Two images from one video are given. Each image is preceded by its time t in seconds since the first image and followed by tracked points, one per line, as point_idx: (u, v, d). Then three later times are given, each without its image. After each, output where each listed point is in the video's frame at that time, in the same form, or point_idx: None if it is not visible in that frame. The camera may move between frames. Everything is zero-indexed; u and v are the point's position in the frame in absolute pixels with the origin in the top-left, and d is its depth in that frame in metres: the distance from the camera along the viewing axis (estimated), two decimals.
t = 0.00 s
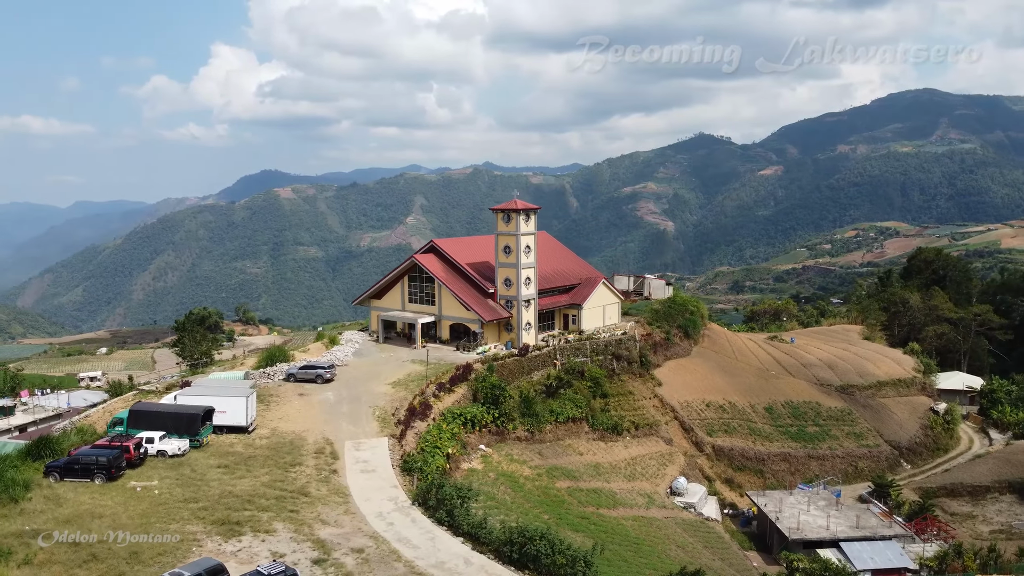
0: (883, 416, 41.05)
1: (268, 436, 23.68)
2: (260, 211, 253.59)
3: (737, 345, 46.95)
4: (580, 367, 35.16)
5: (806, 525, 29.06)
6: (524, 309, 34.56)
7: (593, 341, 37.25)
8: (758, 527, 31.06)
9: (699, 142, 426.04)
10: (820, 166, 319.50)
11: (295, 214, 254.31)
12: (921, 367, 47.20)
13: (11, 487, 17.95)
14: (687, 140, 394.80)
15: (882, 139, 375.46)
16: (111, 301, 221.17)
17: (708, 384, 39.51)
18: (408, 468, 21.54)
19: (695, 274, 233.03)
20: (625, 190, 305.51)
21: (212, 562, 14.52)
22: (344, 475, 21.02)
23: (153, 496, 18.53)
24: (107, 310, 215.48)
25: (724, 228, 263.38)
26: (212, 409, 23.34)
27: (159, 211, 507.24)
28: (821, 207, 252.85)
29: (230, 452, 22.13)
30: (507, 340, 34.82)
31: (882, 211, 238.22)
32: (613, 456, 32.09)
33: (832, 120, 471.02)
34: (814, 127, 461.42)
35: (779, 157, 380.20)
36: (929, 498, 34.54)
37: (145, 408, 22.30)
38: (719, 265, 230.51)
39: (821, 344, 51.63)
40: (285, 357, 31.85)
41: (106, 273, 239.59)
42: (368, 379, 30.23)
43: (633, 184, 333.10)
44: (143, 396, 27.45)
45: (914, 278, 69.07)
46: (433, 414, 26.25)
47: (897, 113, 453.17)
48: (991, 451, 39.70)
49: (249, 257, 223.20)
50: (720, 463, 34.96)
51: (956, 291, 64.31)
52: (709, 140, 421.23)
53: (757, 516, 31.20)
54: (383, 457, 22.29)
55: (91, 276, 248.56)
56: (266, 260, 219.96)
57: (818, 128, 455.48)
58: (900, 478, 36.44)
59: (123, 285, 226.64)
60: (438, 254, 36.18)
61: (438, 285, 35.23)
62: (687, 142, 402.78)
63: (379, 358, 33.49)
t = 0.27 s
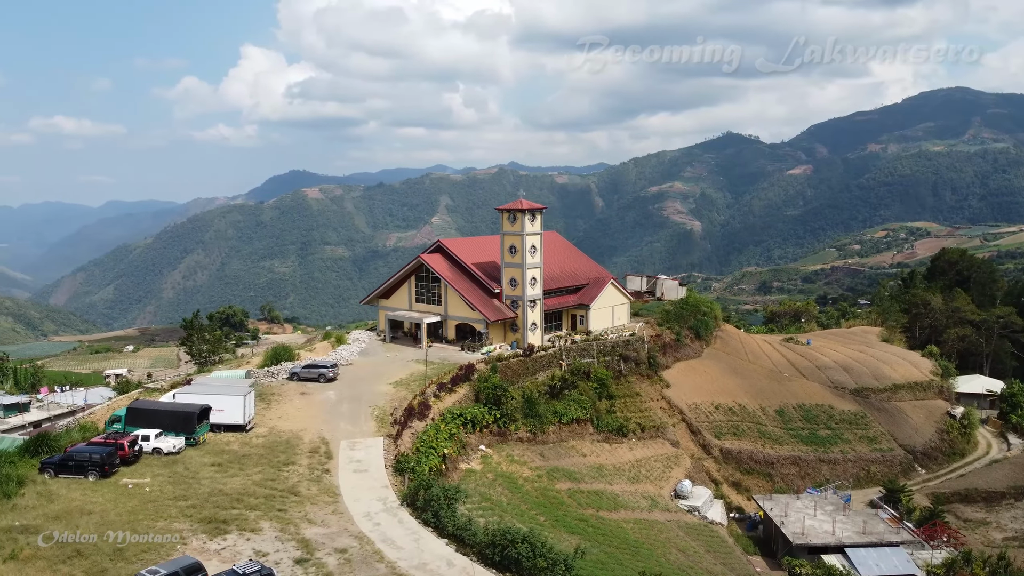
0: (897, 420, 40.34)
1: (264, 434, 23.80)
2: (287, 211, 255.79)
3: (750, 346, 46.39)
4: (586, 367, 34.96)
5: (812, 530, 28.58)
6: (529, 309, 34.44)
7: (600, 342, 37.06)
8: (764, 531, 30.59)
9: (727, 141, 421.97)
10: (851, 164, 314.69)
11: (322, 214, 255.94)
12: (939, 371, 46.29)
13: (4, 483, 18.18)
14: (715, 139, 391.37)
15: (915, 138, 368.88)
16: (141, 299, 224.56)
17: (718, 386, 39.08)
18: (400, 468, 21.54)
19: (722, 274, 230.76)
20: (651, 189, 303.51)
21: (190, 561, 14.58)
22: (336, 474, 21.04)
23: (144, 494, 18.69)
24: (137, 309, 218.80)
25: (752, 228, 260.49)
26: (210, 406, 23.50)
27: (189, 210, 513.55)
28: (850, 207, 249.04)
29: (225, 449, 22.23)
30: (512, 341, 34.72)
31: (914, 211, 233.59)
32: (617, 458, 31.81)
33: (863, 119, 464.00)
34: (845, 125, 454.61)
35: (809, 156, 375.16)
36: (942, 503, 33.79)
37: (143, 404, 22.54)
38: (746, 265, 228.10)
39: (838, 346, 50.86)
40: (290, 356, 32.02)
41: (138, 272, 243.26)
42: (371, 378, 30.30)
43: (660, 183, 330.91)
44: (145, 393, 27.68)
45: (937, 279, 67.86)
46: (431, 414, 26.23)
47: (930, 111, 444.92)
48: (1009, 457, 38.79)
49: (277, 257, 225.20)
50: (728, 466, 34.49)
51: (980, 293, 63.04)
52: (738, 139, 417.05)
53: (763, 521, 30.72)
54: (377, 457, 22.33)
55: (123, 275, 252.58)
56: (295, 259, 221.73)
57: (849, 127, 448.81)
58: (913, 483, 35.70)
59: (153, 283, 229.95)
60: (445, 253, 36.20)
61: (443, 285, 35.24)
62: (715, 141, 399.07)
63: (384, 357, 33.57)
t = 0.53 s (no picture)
0: (911, 425, 39.59)
1: (259, 433, 23.88)
2: (312, 211, 257.50)
3: (763, 348, 45.80)
4: (590, 369, 34.74)
5: (816, 536, 28.09)
6: (533, 310, 34.23)
7: (606, 343, 36.82)
8: (768, 537, 30.13)
9: (753, 140, 417.83)
10: (880, 163, 309.92)
11: (348, 214, 256.81)
12: (956, 374, 45.42)
13: None
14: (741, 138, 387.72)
15: (947, 136, 362.29)
16: (169, 298, 227.36)
17: (726, 389, 38.61)
18: (392, 469, 21.50)
19: (749, 274, 228.28)
20: (676, 189, 301.31)
21: (167, 560, 14.66)
22: (326, 475, 21.05)
23: (132, 493, 18.81)
24: (165, 308, 221.51)
25: (779, 228, 257.35)
26: (206, 406, 23.65)
27: (217, 210, 518.74)
28: (878, 207, 241.60)
29: (218, 448, 22.31)
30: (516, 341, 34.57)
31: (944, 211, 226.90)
32: (621, 461, 31.52)
33: (893, 117, 457.04)
34: (874, 124, 447.99)
35: (837, 155, 370.24)
36: (955, 510, 33.09)
37: (140, 403, 22.72)
38: (774, 266, 225.62)
39: (853, 348, 50.10)
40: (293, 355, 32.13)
41: (166, 271, 246.41)
42: (372, 378, 30.29)
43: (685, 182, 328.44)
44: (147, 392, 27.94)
45: (960, 280, 66.66)
46: (428, 415, 26.15)
47: (962, 109, 437.06)
48: None
49: (303, 257, 226.85)
50: (734, 469, 34.04)
51: (1003, 294, 61.76)
52: (764, 138, 412.77)
53: (768, 526, 30.28)
54: (369, 458, 22.30)
55: (151, 273, 255.84)
56: (320, 259, 223.25)
57: (879, 125, 442.22)
58: (925, 489, 35.01)
59: (181, 282, 232.71)
60: (450, 254, 36.15)
61: (448, 286, 35.15)
62: (741, 140, 395.21)
63: (388, 357, 33.59)
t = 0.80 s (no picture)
0: (925, 430, 38.79)
1: (253, 433, 23.93)
2: (337, 211, 258.97)
3: (775, 350, 45.15)
4: (594, 371, 34.50)
5: (820, 543, 27.58)
6: (537, 311, 34.04)
7: (612, 345, 36.55)
8: (773, 542, 29.62)
9: (780, 139, 413.05)
10: (909, 162, 304.78)
11: (372, 213, 257.89)
12: (972, 378, 44.51)
13: None
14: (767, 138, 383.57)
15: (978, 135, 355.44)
16: (196, 296, 229.80)
17: (735, 392, 38.08)
18: (383, 471, 21.44)
19: (775, 274, 225.54)
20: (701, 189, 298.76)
21: (142, 562, 14.68)
22: (316, 476, 21.00)
23: (119, 492, 18.89)
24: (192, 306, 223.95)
25: (806, 229, 253.91)
26: (201, 406, 23.72)
27: (244, 210, 522.98)
28: (908, 207, 238.53)
29: (211, 449, 22.38)
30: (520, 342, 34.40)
31: (975, 211, 223.60)
32: (623, 464, 31.19)
33: (923, 116, 449.49)
34: (905, 124, 440.81)
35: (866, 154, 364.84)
36: (966, 517, 32.37)
37: (135, 402, 22.84)
38: (800, 267, 222.79)
39: (868, 351, 49.24)
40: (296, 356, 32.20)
41: (193, 270, 249.27)
42: (372, 379, 30.27)
43: (711, 182, 325.62)
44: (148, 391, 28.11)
45: (982, 282, 65.34)
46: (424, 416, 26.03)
47: (995, 108, 428.54)
48: None
49: (328, 256, 228.21)
50: (741, 473, 33.57)
51: None
52: (791, 137, 407.87)
53: (772, 532, 29.80)
54: (361, 459, 22.25)
55: (179, 272, 258.76)
56: (345, 258, 224.49)
57: (909, 125, 435.05)
58: (936, 496, 34.29)
59: (207, 280, 235.08)
60: (455, 254, 36.09)
61: (452, 286, 35.05)
62: (768, 139, 390.91)
63: (391, 358, 33.57)
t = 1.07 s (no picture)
0: (939, 436, 37.97)
1: (247, 434, 23.91)
2: (361, 211, 259.94)
3: (787, 353, 44.53)
4: (598, 373, 34.19)
5: (823, 551, 27.04)
6: (540, 312, 33.84)
7: (617, 348, 36.20)
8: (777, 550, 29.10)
9: (807, 138, 407.90)
10: (939, 161, 299.43)
11: (395, 213, 258.63)
12: (989, 383, 43.53)
13: None
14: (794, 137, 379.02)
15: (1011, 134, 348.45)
16: (221, 295, 231.86)
17: (743, 396, 37.53)
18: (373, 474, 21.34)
19: (801, 275, 222.61)
20: (725, 189, 295.89)
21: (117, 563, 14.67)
22: (305, 479, 20.91)
23: (106, 493, 18.93)
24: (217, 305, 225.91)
25: (832, 229, 250.35)
26: (196, 406, 23.77)
27: (270, 210, 526.48)
28: (938, 206, 234.28)
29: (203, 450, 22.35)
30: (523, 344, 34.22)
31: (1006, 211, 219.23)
32: (625, 468, 30.82)
33: (954, 116, 441.67)
34: (935, 123, 433.33)
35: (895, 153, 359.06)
36: (978, 525, 31.62)
37: (130, 402, 22.94)
38: (826, 268, 219.74)
39: (883, 355, 48.35)
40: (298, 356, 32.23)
41: (219, 269, 251.49)
42: (373, 380, 30.21)
43: (736, 182, 322.46)
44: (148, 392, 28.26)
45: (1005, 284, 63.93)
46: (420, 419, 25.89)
47: None
48: None
49: (352, 256, 229.20)
50: (747, 478, 33.05)
51: None
52: (819, 137, 402.52)
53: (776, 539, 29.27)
54: (353, 462, 22.15)
55: (205, 272, 261.25)
56: (368, 258, 225.22)
57: (940, 124, 427.59)
58: (948, 503, 33.55)
59: (232, 280, 237.06)
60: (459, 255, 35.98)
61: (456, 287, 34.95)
62: (794, 139, 386.23)
63: (393, 359, 33.51)
